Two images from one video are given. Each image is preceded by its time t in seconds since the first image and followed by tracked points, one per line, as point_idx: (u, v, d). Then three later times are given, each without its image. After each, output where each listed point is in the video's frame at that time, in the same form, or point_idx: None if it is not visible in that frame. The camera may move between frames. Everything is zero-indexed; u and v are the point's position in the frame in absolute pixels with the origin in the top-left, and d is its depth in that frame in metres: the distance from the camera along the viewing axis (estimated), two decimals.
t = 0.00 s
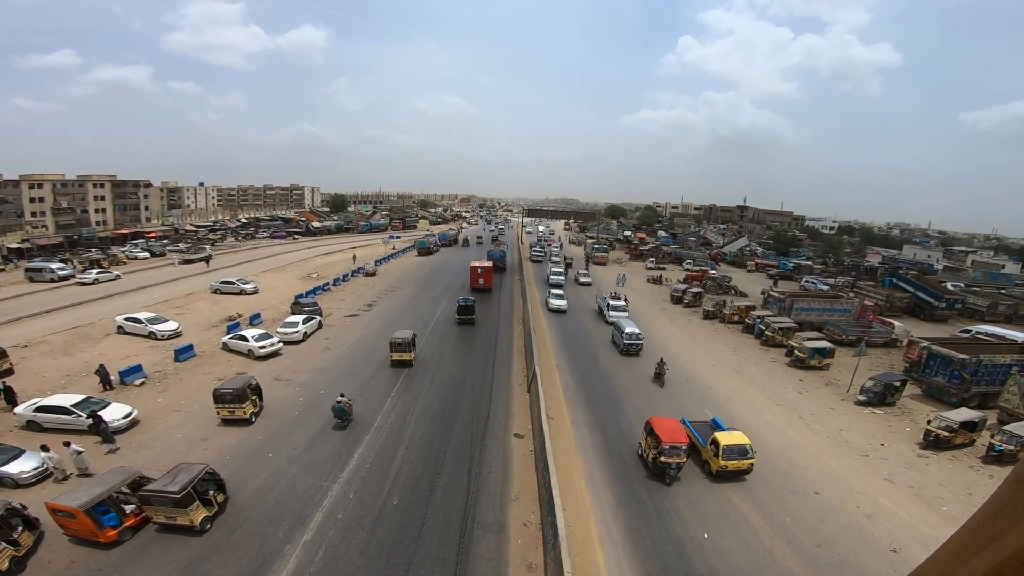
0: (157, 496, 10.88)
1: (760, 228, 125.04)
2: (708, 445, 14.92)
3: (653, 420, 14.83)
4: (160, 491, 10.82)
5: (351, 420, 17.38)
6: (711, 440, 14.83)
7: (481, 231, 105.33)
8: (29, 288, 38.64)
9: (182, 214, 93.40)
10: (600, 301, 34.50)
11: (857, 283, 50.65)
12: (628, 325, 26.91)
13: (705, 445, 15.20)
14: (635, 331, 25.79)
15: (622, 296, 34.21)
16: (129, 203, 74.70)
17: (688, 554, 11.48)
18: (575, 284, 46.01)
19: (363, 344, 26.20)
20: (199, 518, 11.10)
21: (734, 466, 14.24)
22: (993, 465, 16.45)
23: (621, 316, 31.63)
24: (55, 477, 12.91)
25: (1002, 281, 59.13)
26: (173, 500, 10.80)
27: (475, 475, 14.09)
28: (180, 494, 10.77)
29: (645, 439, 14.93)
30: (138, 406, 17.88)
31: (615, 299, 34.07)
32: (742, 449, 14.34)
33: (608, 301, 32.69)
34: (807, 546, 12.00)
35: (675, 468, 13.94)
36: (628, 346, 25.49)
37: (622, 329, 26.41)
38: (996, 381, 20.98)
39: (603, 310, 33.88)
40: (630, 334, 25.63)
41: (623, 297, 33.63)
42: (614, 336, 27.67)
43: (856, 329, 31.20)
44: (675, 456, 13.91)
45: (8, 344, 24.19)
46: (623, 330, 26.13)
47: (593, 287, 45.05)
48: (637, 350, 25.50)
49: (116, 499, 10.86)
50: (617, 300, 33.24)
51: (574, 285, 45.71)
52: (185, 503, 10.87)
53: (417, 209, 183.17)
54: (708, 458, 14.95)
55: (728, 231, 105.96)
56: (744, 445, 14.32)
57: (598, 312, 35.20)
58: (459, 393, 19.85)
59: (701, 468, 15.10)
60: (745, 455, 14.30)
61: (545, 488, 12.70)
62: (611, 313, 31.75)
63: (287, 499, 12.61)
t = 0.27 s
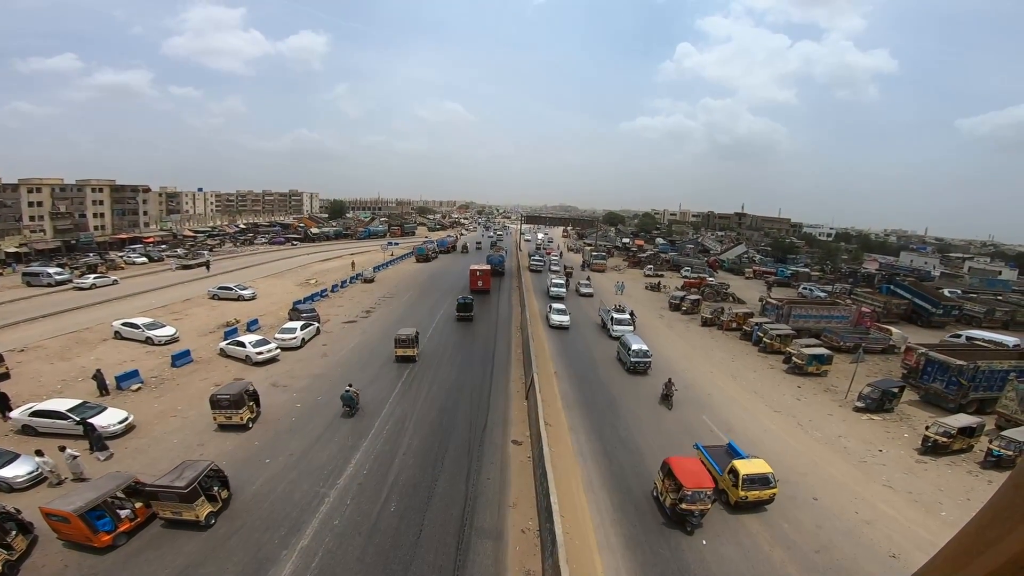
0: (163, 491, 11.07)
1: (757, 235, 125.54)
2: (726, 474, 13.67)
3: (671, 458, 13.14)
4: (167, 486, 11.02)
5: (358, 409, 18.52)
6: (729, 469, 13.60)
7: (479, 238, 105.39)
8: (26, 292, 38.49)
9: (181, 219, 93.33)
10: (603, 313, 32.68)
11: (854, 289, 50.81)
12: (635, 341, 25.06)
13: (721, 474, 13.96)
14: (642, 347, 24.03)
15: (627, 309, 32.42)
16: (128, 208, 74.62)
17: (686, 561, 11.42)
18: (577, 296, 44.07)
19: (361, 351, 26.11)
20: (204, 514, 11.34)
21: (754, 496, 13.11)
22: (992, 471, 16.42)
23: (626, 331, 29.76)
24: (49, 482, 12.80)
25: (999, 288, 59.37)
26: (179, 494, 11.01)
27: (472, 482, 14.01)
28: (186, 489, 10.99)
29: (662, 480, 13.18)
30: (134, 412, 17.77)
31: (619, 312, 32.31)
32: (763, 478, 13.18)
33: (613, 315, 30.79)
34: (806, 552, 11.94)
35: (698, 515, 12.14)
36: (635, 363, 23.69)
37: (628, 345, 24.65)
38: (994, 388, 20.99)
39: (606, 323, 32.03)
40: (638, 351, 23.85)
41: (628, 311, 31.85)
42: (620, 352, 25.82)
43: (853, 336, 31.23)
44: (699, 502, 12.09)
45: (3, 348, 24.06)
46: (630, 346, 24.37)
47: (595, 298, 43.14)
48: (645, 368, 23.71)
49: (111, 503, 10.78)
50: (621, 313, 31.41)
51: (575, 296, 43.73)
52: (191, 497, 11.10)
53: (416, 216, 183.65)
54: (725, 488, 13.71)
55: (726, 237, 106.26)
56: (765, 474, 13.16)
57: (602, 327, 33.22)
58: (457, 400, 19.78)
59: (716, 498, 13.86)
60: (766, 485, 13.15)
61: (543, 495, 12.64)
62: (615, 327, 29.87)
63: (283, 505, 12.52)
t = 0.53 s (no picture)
0: (166, 486, 11.37)
1: (752, 241, 126.26)
2: (744, 503, 12.52)
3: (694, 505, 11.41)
4: (170, 482, 11.33)
5: (362, 400, 19.87)
6: (748, 498, 12.46)
7: (475, 243, 105.47)
8: (17, 296, 38.10)
9: (175, 224, 92.85)
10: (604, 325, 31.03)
11: (848, 295, 51.10)
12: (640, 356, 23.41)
13: (738, 503, 12.78)
14: (648, 364, 22.42)
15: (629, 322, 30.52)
16: (121, 212, 74.23)
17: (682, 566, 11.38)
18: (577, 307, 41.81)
19: (356, 356, 26.00)
20: (205, 509, 11.61)
21: (775, 527, 12.08)
22: (985, 474, 16.51)
23: (629, 346, 28.01)
24: (40, 486, 12.64)
25: (991, 293, 59.91)
26: (181, 490, 11.28)
27: (468, 487, 13.94)
28: (189, 484, 11.30)
29: (680, 528, 11.49)
30: (126, 416, 17.59)
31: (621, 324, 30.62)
32: (786, 508, 12.13)
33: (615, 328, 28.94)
34: (802, 556, 11.94)
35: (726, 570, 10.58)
36: (641, 381, 22.08)
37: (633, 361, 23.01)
38: (987, 392, 21.14)
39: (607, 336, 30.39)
40: (643, 368, 22.23)
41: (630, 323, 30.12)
42: (624, 368, 24.15)
43: (847, 341, 31.42)
44: (727, 557, 10.47)
45: None
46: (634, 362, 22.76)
47: (594, 308, 41.36)
48: (651, 387, 22.09)
49: (102, 508, 10.68)
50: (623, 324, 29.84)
51: (575, 308, 41.57)
52: (193, 493, 11.33)
53: (411, 221, 183.69)
54: (743, 518, 12.55)
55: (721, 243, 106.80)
56: (789, 503, 12.11)
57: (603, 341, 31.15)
58: (452, 405, 19.70)
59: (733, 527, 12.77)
60: (789, 515, 12.12)
61: (539, 500, 12.59)
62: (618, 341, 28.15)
63: (277, 510, 12.41)
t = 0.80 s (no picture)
0: (168, 482, 11.58)
1: (744, 245, 127.23)
2: (763, 533, 11.60)
3: (723, 565, 9.83)
4: (172, 477, 11.56)
5: (363, 392, 21.27)
6: (768, 528, 11.53)
7: (469, 248, 105.55)
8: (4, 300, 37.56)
9: (166, 228, 92.03)
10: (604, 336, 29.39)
11: (838, 299, 51.57)
12: (644, 373, 21.89)
13: (756, 532, 11.88)
14: (652, 381, 20.92)
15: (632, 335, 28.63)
16: (112, 216, 73.51)
17: (677, 569, 11.39)
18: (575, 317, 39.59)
19: (348, 361, 25.83)
20: (206, 504, 11.81)
21: (798, 559, 11.16)
22: (976, 476, 16.67)
23: (631, 360, 26.36)
24: (27, 491, 12.43)
25: (979, 297, 60.66)
26: (183, 486, 11.51)
27: (461, 492, 13.89)
28: (191, 479, 11.55)
29: None
30: (115, 422, 17.34)
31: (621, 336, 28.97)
32: (809, 538, 11.27)
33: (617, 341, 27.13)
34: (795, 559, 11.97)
35: None
36: (645, 400, 20.56)
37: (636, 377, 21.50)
38: (976, 395, 21.39)
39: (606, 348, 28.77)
40: (647, 386, 20.70)
41: (632, 335, 28.47)
42: (626, 385, 22.61)
43: (838, 345, 31.66)
44: None
45: None
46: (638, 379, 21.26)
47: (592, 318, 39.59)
48: (656, 406, 20.55)
49: (92, 512, 10.53)
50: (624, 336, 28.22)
51: (572, 318, 39.41)
52: (195, 488, 11.56)
53: (405, 226, 183.49)
54: (762, 549, 11.65)
55: (713, 248, 107.53)
56: (813, 533, 11.26)
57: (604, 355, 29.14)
58: (446, 410, 19.63)
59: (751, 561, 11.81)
60: (812, 546, 11.26)
61: (534, 504, 12.55)
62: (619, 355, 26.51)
63: (269, 516, 12.28)
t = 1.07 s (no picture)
0: (170, 477, 11.85)
1: (738, 250, 127.95)
2: (785, 566, 10.48)
3: None
4: (174, 472, 11.86)
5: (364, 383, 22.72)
6: (790, 559, 10.42)
7: (464, 252, 105.53)
8: None
9: (158, 231, 91.42)
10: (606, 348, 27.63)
11: (831, 303, 51.98)
12: (651, 389, 20.28)
13: (780, 565, 10.75)
14: (659, 398, 19.38)
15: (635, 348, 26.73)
16: (104, 218, 72.96)
17: (672, 573, 11.38)
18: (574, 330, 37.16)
19: (343, 366, 25.72)
20: (206, 499, 12.12)
21: None
22: (968, 478, 16.80)
23: (634, 374, 24.61)
24: (16, 495, 12.26)
25: (970, 301, 61.28)
26: (185, 481, 11.82)
27: (456, 496, 13.83)
28: (193, 474, 11.91)
29: None
30: (105, 425, 17.15)
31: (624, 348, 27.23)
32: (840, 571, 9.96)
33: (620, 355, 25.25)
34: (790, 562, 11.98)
35: None
36: (652, 419, 18.97)
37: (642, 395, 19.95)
38: (968, 398, 21.58)
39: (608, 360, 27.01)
40: (654, 404, 19.14)
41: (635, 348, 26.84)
42: (630, 403, 20.98)
43: (831, 349, 31.87)
44: None
45: None
46: (644, 397, 19.69)
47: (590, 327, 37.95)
48: (664, 425, 18.98)
49: (81, 516, 10.40)
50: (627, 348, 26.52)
51: (571, 330, 37.15)
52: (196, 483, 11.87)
53: (400, 230, 183.28)
54: None
55: (708, 253, 108.09)
56: (842, 565, 9.97)
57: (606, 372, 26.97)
58: (440, 414, 19.58)
59: None
60: None
61: (529, 509, 12.50)
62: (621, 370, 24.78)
63: (262, 520, 12.16)
